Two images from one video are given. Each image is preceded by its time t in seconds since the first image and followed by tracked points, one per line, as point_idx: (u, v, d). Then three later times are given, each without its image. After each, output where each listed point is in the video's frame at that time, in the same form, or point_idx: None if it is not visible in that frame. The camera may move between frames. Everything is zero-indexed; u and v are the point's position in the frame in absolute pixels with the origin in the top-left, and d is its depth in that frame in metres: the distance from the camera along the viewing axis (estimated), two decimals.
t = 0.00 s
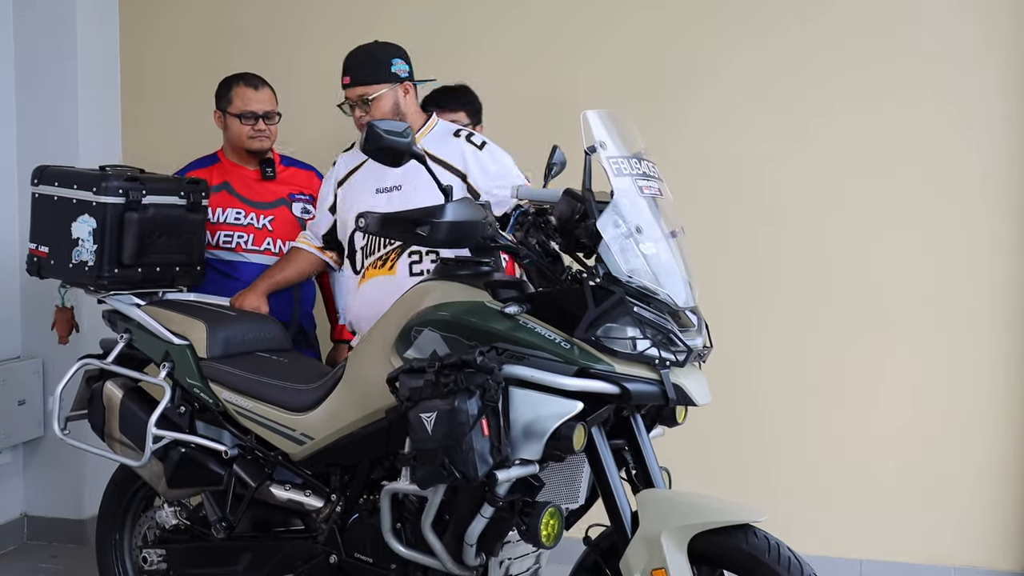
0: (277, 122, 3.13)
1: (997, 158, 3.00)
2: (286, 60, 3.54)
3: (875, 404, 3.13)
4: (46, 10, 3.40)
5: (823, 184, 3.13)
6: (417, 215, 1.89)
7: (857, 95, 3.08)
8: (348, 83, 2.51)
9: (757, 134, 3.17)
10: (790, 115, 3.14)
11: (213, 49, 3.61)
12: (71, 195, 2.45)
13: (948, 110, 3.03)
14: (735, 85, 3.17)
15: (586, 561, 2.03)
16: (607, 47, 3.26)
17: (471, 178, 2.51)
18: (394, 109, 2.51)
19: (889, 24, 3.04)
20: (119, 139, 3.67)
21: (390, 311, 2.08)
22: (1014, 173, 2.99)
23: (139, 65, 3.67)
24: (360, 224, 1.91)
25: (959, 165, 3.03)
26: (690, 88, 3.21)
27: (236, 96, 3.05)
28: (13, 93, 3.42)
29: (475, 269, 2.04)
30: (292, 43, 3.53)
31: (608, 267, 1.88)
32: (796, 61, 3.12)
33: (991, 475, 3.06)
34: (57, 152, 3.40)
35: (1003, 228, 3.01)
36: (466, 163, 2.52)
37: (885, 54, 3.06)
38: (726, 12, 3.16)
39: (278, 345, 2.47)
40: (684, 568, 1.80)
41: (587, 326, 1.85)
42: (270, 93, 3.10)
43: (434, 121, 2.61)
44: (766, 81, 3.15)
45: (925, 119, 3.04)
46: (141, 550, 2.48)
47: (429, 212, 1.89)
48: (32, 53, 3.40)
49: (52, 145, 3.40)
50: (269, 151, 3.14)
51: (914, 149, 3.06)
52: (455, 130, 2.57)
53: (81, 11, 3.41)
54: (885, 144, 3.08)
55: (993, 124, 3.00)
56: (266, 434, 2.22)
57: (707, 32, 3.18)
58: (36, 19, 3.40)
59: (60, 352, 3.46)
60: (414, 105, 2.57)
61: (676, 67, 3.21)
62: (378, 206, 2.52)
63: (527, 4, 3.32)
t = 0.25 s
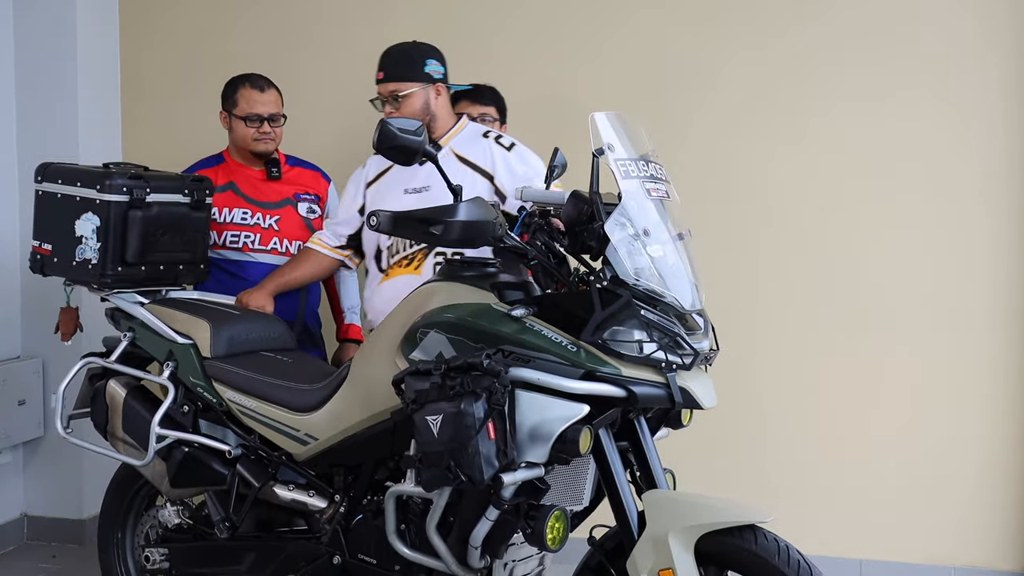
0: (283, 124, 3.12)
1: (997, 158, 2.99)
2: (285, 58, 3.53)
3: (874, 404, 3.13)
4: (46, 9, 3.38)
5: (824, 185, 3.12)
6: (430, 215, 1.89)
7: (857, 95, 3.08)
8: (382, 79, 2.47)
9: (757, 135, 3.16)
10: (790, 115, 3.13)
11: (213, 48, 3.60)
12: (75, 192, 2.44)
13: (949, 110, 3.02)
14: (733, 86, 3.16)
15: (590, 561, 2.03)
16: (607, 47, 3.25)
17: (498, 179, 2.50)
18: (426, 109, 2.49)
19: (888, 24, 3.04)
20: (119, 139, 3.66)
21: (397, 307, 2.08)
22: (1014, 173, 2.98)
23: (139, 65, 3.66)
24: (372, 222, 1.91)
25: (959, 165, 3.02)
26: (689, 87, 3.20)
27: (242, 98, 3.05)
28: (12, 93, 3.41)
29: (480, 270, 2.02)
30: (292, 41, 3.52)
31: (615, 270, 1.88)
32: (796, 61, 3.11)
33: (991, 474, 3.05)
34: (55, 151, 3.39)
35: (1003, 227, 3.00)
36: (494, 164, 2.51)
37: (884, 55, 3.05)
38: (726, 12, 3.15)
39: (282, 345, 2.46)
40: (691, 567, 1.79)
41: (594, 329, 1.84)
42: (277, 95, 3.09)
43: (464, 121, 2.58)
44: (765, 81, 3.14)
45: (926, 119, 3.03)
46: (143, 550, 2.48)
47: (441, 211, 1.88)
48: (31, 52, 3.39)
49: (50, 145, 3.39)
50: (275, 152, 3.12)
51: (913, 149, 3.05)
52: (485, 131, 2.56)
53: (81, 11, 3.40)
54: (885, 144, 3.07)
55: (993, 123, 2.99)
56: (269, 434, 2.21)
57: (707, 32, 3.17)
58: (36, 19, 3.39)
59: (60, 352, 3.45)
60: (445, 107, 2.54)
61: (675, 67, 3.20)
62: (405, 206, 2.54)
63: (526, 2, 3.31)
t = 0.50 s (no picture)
0: (287, 125, 3.06)
1: (997, 158, 3.00)
2: (286, 61, 3.54)
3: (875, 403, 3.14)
4: (47, 10, 3.39)
5: (823, 183, 3.13)
6: (426, 213, 1.90)
7: (858, 95, 3.09)
8: (424, 78, 2.62)
9: (756, 133, 3.17)
10: (790, 114, 3.14)
11: (214, 49, 3.60)
12: (70, 195, 2.45)
13: (948, 110, 3.03)
14: (733, 84, 3.17)
15: (588, 560, 2.02)
16: (607, 48, 3.26)
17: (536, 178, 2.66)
18: (465, 108, 2.63)
19: (888, 23, 3.05)
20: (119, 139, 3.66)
21: (395, 305, 2.08)
22: (1013, 173, 2.99)
23: (139, 65, 3.67)
24: (367, 222, 1.90)
25: (958, 165, 3.03)
26: (689, 88, 3.21)
27: (246, 100, 2.97)
28: (13, 93, 3.41)
29: (477, 268, 2.05)
30: (293, 43, 3.53)
31: (610, 267, 1.88)
32: (795, 60, 3.12)
33: (993, 475, 3.06)
34: (55, 151, 3.39)
35: (1002, 227, 3.01)
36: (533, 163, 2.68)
37: (884, 55, 3.06)
38: (726, 11, 3.16)
39: (279, 346, 2.47)
40: (688, 567, 1.79)
41: (589, 326, 1.85)
42: (281, 97, 3.02)
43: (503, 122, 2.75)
44: (764, 81, 3.15)
45: (925, 119, 3.05)
46: (141, 551, 2.48)
47: (437, 210, 1.89)
48: (30, 53, 3.40)
49: (50, 145, 3.40)
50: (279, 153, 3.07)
51: (914, 149, 3.06)
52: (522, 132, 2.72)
53: (82, 12, 3.40)
54: (887, 145, 3.08)
55: (994, 124, 3.00)
56: (266, 434, 2.22)
57: (707, 31, 3.18)
58: (37, 19, 3.39)
59: (60, 352, 3.45)
60: (485, 107, 2.70)
61: (676, 68, 3.21)
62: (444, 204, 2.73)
63: (527, 4, 3.32)
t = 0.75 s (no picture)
0: (291, 125, 3.05)
1: (997, 158, 3.00)
2: (285, 60, 3.54)
3: (875, 404, 3.14)
4: (46, 9, 3.38)
5: (823, 184, 3.13)
6: (432, 212, 1.89)
7: (860, 95, 3.08)
8: (447, 78, 2.70)
9: (757, 134, 3.17)
10: (790, 115, 3.14)
11: (214, 48, 3.60)
12: (72, 193, 2.44)
13: (948, 110, 3.03)
14: (733, 85, 3.17)
15: (590, 560, 2.02)
16: (607, 47, 3.26)
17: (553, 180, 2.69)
18: (488, 108, 2.68)
19: (887, 24, 3.05)
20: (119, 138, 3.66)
21: (397, 307, 2.08)
22: (1013, 173, 2.99)
23: (139, 65, 3.66)
24: (373, 221, 1.90)
25: (958, 165, 3.03)
26: (688, 89, 3.21)
27: (250, 100, 2.97)
28: (13, 93, 3.41)
29: (479, 269, 2.05)
30: (293, 42, 3.53)
31: (613, 268, 1.88)
32: (795, 61, 3.12)
33: (992, 474, 3.06)
34: (55, 151, 3.39)
35: (1002, 227, 3.01)
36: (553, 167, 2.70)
37: (884, 55, 3.06)
38: (725, 12, 3.16)
39: (280, 346, 2.47)
40: (691, 566, 1.80)
41: (591, 327, 1.84)
42: (284, 98, 3.01)
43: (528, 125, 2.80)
44: (765, 83, 3.15)
45: (925, 119, 3.05)
46: (142, 550, 2.48)
47: (443, 209, 1.88)
48: (30, 53, 3.39)
49: (50, 144, 3.39)
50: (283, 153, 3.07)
51: (914, 149, 3.06)
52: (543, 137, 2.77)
53: (81, 11, 3.40)
54: (888, 145, 3.08)
55: (993, 123, 3.00)
56: (267, 434, 2.22)
57: (706, 32, 3.18)
58: (36, 18, 3.39)
59: (60, 352, 3.45)
60: (508, 107, 2.75)
61: (675, 68, 3.21)
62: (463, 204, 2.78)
63: (527, 3, 3.31)
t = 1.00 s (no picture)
0: (294, 123, 3.07)
1: (997, 158, 3.00)
2: (286, 60, 3.54)
3: (874, 404, 3.14)
4: (46, 9, 3.38)
5: (823, 184, 3.13)
6: (430, 213, 1.89)
7: (860, 95, 3.08)
8: (458, 81, 2.75)
9: (756, 134, 3.17)
10: (789, 115, 3.14)
11: (214, 48, 3.60)
12: (72, 193, 2.44)
13: (947, 110, 3.03)
14: (733, 85, 3.17)
15: (589, 560, 2.02)
16: (607, 47, 3.26)
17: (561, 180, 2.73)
18: (498, 110, 2.73)
19: (887, 24, 3.05)
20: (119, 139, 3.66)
21: (396, 307, 2.08)
22: (1012, 173, 2.99)
23: (139, 65, 3.66)
24: (371, 221, 1.88)
25: (958, 165, 3.03)
26: (688, 89, 3.21)
27: (253, 97, 2.99)
28: (13, 93, 3.41)
29: (478, 269, 2.05)
30: (293, 42, 3.53)
31: (612, 267, 1.88)
32: (795, 61, 3.12)
33: (992, 474, 3.06)
34: (55, 152, 3.39)
35: (1001, 227, 3.01)
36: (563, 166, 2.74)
37: (883, 55, 3.06)
38: (725, 12, 3.16)
39: (279, 346, 2.47)
40: (691, 567, 1.80)
41: (591, 327, 1.84)
42: (287, 94, 3.04)
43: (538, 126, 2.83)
44: (764, 83, 3.15)
45: (924, 119, 3.05)
46: (142, 550, 2.48)
47: (441, 209, 1.89)
48: (30, 53, 3.39)
49: (51, 145, 3.39)
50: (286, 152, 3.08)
51: (914, 149, 3.06)
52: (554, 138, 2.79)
53: (81, 12, 3.40)
54: (888, 145, 3.08)
55: (993, 123, 3.00)
56: (266, 434, 2.22)
57: (706, 32, 3.18)
58: (36, 19, 3.39)
59: (60, 352, 3.45)
60: (518, 109, 2.79)
61: (675, 67, 3.21)
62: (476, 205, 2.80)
63: (527, 3, 3.31)
